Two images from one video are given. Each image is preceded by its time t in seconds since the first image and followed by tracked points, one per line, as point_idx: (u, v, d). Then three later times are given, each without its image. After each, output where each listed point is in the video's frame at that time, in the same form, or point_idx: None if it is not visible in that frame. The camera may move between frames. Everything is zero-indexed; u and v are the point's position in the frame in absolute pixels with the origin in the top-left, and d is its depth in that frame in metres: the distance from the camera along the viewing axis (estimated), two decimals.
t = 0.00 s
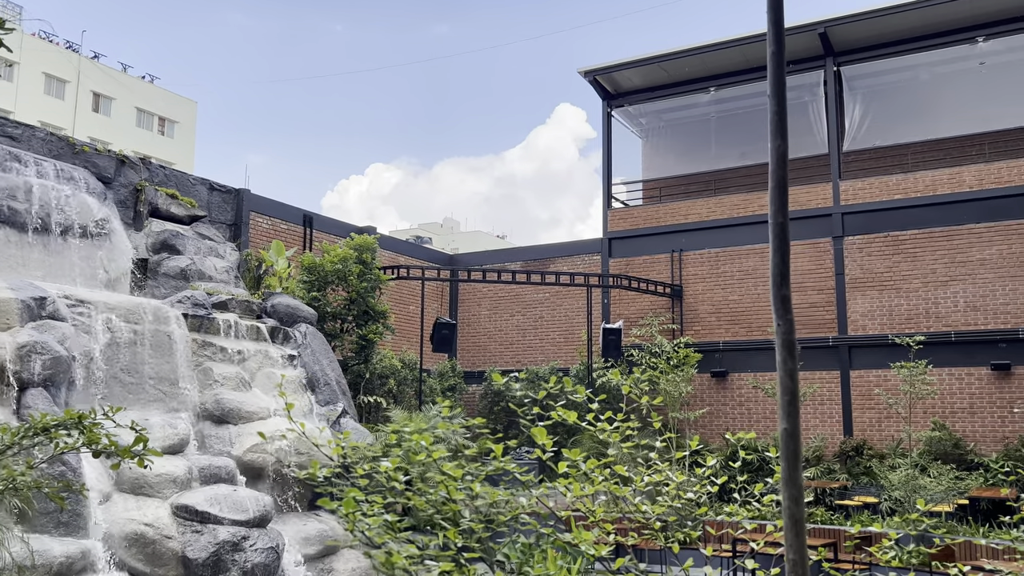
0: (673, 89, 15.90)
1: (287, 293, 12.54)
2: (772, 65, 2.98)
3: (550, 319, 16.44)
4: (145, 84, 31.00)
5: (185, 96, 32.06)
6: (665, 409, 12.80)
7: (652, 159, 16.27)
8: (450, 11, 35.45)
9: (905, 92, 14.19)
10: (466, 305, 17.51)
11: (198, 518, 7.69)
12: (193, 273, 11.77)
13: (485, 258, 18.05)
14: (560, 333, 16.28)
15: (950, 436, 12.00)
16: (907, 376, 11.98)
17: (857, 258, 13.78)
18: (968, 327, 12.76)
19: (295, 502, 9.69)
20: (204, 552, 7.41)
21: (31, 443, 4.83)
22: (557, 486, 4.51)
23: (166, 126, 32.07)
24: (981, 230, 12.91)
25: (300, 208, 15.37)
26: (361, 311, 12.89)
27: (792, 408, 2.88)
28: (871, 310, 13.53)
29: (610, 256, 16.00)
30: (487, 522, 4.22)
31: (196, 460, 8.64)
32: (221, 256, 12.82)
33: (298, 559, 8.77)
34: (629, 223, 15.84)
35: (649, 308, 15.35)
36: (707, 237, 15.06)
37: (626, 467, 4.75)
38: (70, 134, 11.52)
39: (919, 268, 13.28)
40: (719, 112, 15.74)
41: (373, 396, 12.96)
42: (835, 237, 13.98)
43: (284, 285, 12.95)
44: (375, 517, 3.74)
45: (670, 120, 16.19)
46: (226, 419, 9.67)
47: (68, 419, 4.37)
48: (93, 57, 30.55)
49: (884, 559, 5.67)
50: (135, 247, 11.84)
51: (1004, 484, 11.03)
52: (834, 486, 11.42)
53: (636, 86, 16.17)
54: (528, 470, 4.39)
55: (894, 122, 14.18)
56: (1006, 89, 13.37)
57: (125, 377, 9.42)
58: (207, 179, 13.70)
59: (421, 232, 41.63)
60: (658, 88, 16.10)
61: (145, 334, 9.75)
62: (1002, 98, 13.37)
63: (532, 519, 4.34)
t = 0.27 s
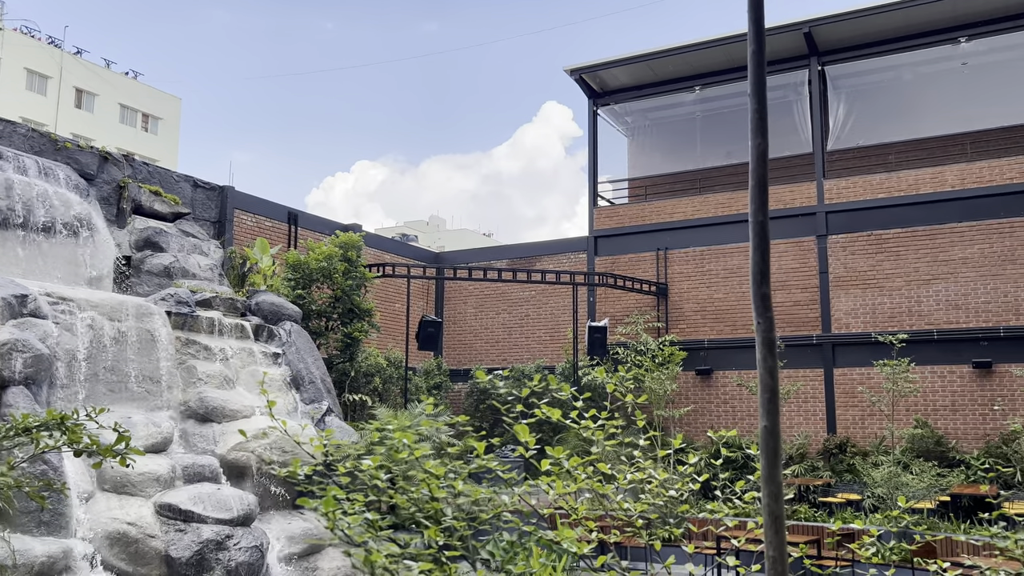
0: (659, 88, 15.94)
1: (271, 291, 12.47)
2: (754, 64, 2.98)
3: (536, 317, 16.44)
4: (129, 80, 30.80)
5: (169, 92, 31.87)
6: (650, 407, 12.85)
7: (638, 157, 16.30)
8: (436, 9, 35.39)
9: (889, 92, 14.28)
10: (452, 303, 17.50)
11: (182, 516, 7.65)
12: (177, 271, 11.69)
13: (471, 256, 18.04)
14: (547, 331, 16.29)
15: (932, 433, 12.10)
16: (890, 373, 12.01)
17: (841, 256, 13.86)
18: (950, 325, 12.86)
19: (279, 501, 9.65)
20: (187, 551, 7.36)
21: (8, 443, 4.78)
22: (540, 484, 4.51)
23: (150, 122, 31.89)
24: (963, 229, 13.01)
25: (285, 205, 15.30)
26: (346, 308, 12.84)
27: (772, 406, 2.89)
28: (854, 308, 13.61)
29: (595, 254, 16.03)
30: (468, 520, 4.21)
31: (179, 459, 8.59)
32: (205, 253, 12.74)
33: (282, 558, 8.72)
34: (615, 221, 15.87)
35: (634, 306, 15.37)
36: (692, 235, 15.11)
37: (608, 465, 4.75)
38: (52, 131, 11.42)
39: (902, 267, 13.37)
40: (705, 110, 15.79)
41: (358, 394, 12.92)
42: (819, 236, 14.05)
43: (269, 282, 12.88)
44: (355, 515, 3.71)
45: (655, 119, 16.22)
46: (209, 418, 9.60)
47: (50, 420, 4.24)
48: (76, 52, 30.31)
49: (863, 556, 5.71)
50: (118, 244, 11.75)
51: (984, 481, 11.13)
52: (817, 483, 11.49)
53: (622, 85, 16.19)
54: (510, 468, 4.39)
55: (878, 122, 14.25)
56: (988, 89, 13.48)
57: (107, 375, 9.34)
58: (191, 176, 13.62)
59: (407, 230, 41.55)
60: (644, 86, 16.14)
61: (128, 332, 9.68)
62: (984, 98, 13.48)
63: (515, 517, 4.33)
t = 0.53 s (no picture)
0: (644, 86, 15.97)
1: (255, 288, 12.42)
2: (732, 62, 2.98)
3: (521, 314, 16.45)
4: (111, 75, 30.58)
5: (151, 88, 31.68)
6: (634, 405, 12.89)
7: (623, 155, 16.34)
8: (421, 6, 35.32)
9: (871, 91, 14.39)
10: (436, 301, 17.48)
11: (163, 515, 7.60)
12: (159, 268, 11.62)
13: (456, 254, 18.02)
14: (531, 329, 16.30)
15: (913, 430, 12.19)
16: (871, 371, 12.16)
17: (824, 255, 13.94)
18: (931, 323, 12.96)
19: (262, 499, 9.60)
20: (168, 549, 7.32)
21: None
22: (518, 482, 4.50)
23: (133, 118, 31.68)
24: (944, 227, 13.11)
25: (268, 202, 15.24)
26: (330, 306, 12.80)
27: (749, 404, 2.90)
28: (837, 306, 13.69)
29: (580, 252, 16.05)
30: (446, 519, 4.20)
31: (161, 457, 8.54)
32: (188, 250, 12.67)
33: (266, 556, 8.66)
34: (599, 219, 15.90)
35: (619, 304, 15.41)
36: (677, 233, 15.15)
37: (586, 462, 4.75)
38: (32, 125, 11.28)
39: (884, 265, 13.47)
40: (689, 109, 15.83)
41: (342, 392, 12.88)
42: (802, 234, 14.12)
43: (252, 280, 12.82)
44: (330, 516, 3.69)
45: (640, 117, 16.25)
46: (191, 416, 9.55)
47: (22, 415, 4.09)
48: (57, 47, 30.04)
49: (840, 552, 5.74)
50: (99, 241, 11.64)
51: (964, 477, 11.23)
52: (799, 480, 11.56)
53: (607, 83, 16.22)
54: (488, 466, 4.38)
55: (860, 121, 14.38)
56: (969, 89, 13.59)
57: (87, 373, 9.25)
58: (173, 172, 13.54)
59: (393, 227, 41.46)
60: (629, 85, 16.16)
61: (110, 329, 9.60)
62: (965, 98, 13.59)
63: (492, 515, 4.32)
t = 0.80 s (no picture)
0: (627, 84, 15.99)
1: (236, 285, 12.34)
2: (709, 59, 2.98)
3: (505, 312, 16.45)
4: (91, 70, 30.30)
5: (132, 83, 31.42)
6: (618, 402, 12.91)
7: (606, 153, 16.36)
8: (404, 2, 35.23)
9: (853, 90, 14.44)
10: (420, 298, 17.45)
11: (143, 513, 7.50)
12: (140, 264, 11.53)
13: (439, 251, 17.99)
14: (515, 326, 16.30)
15: (893, 427, 12.29)
16: (851, 368, 12.18)
17: (806, 253, 14.02)
18: (912, 320, 13.07)
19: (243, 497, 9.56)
20: (149, 548, 7.22)
21: None
22: (495, 478, 4.50)
23: (113, 113, 31.42)
24: (924, 225, 13.22)
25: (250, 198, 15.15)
26: (313, 303, 12.75)
27: (725, 399, 2.93)
28: (818, 304, 13.78)
29: (564, 249, 16.06)
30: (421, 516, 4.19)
31: (141, 455, 8.47)
32: (169, 247, 12.59)
33: (247, 554, 8.62)
34: (583, 217, 15.91)
35: (602, 302, 15.44)
36: (660, 231, 15.19)
37: (564, 459, 4.75)
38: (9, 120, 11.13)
39: (865, 263, 13.56)
40: (672, 107, 15.87)
41: (325, 389, 12.84)
42: (784, 232, 14.20)
43: (234, 276, 12.74)
44: (304, 514, 3.67)
45: (624, 115, 16.27)
46: (172, 414, 9.48)
47: None
48: (36, 42, 29.71)
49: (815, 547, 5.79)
50: (78, 238, 11.52)
51: (943, 474, 11.35)
52: (781, 477, 11.62)
53: (591, 81, 16.22)
54: (465, 463, 4.37)
55: (842, 120, 14.44)
56: (949, 88, 13.69)
57: (66, 370, 9.15)
58: (154, 168, 13.44)
59: (377, 224, 41.35)
60: (613, 82, 16.18)
61: (89, 326, 9.48)
62: (946, 97, 13.68)
63: (469, 512, 4.32)
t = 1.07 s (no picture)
0: (610, 82, 16.00)
1: (216, 282, 12.26)
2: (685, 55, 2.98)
3: (487, 309, 16.43)
4: (70, 64, 30.00)
5: (112, 77, 31.14)
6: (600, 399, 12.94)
7: (589, 151, 16.37)
8: None
9: (834, 89, 14.56)
10: (402, 296, 17.41)
11: (121, 512, 7.43)
12: (119, 261, 11.42)
13: (422, 248, 17.96)
14: (498, 323, 16.29)
15: (872, 424, 12.39)
16: (832, 365, 12.16)
17: (787, 251, 14.09)
18: (891, 318, 13.17)
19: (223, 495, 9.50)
20: (127, 547, 7.14)
21: None
22: (470, 475, 4.49)
23: (92, 109, 31.13)
24: (903, 224, 13.33)
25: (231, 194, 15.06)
26: (294, 300, 12.69)
27: (698, 395, 2.92)
28: (799, 302, 13.86)
29: (547, 247, 16.07)
30: (396, 514, 4.17)
31: (120, 453, 8.39)
32: (148, 243, 12.49)
33: (227, 552, 8.56)
34: (566, 214, 15.93)
35: (585, 299, 15.46)
36: (642, 229, 15.23)
37: (540, 455, 4.75)
38: None
39: (846, 261, 13.65)
40: (655, 105, 15.90)
41: (306, 386, 12.78)
42: (765, 230, 14.27)
43: (214, 273, 12.66)
44: (276, 510, 3.66)
45: (607, 113, 16.29)
46: (152, 411, 9.42)
47: None
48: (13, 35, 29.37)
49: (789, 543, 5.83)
50: (56, 233, 11.37)
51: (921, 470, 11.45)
52: (761, 474, 11.68)
53: (574, 78, 16.23)
54: (441, 459, 4.37)
55: (823, 119, 14.52)
56: (929, 88, 13.81)
57: (43, 368, 9.00)
58: (133, 163, 13.33)
59: (360, 222, 41.23)
60: (596, 80, 16.19)
61: (66, 323, 9.36)
62: (925, 96, 13.81)
63: (444, 509, 4.31)
